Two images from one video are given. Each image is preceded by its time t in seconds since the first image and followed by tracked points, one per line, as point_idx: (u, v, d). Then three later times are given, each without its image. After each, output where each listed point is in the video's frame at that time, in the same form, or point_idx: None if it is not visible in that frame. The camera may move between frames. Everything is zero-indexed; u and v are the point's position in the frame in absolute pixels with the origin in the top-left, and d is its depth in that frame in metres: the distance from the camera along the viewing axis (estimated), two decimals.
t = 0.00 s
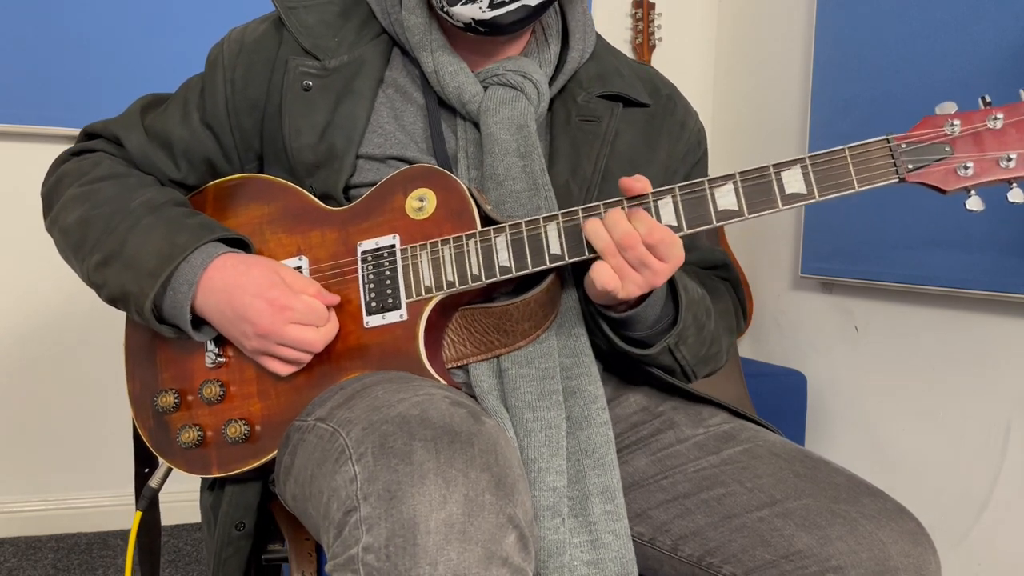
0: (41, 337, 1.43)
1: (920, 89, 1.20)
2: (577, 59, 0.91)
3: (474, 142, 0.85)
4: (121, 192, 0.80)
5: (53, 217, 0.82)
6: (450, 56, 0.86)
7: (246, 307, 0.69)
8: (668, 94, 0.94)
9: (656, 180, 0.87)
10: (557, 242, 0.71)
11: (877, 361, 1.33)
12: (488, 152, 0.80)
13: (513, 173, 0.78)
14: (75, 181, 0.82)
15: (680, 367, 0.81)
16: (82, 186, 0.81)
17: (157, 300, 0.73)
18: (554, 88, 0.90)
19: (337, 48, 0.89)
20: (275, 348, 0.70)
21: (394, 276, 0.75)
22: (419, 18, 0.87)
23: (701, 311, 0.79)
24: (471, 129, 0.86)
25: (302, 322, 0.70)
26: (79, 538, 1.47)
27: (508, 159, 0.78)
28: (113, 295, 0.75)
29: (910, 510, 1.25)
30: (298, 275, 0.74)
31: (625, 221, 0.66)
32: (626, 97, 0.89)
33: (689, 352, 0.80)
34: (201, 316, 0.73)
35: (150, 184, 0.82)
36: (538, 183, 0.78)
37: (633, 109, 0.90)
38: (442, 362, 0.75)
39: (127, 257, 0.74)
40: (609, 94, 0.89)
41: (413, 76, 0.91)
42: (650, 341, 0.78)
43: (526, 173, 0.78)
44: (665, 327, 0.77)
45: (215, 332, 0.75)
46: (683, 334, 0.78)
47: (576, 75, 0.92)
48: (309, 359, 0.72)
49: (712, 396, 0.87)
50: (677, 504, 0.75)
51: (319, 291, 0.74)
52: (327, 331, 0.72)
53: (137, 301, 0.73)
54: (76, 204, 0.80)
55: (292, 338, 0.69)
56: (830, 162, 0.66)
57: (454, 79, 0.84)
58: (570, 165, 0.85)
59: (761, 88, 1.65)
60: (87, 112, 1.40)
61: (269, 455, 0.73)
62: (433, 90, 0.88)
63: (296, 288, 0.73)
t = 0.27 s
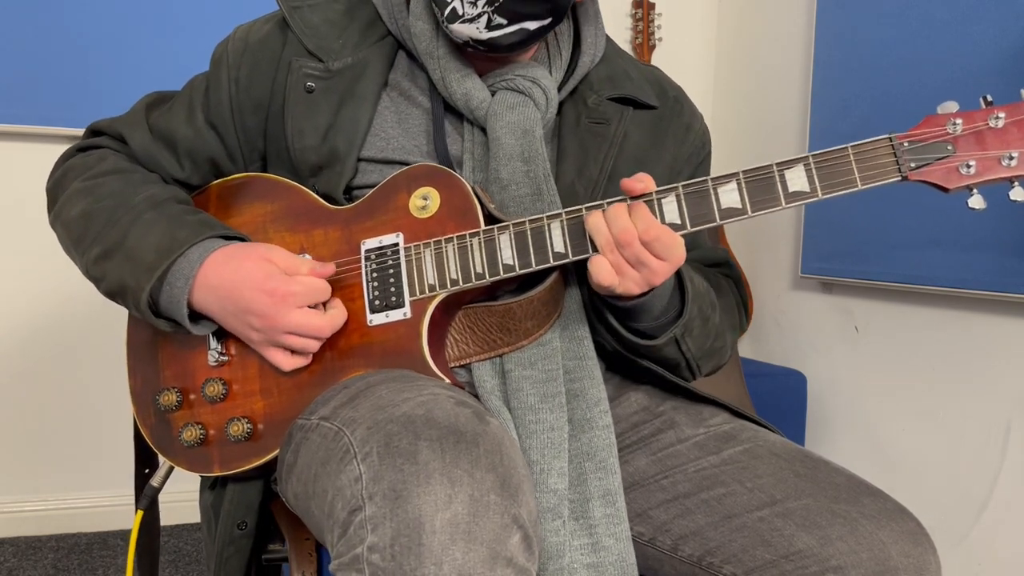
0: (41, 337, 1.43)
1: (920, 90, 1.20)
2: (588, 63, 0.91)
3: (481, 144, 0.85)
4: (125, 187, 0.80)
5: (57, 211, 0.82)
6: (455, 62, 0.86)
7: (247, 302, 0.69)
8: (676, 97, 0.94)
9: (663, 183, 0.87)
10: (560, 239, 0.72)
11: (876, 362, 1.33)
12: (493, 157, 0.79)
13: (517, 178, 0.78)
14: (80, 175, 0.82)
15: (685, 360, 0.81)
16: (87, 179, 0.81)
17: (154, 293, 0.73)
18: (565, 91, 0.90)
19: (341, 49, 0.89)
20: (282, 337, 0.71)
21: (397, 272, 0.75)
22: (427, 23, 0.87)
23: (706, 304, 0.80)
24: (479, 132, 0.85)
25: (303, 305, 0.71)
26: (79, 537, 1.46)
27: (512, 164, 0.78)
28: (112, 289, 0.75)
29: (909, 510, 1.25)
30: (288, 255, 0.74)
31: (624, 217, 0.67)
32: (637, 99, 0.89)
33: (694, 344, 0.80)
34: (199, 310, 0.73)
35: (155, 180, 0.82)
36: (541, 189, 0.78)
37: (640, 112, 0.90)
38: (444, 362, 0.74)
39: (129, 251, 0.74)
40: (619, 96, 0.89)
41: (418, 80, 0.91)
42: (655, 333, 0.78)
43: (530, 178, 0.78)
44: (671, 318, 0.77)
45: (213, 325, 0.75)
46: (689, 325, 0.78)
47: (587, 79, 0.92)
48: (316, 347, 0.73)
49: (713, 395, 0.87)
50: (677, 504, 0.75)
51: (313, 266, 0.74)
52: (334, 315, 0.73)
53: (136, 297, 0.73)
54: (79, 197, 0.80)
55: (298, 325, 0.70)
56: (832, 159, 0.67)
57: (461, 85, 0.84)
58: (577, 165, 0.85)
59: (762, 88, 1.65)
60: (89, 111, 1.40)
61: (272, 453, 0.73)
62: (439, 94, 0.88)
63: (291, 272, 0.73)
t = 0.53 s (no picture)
0: (42, 338, 1.43)
1: (920, 90, 1.19)
2: (587, 66, 0.91)
3: (479, 146, 0.84)
4: (124, 187, 0.80)
5: (55, 211, 0.82)
6: (452, 66, 0.86)
7: (246, 306, 0.69)
8: (677, 99, 0.94)
9: (663, 185, 0.87)
10: (559, 244, 0.72)
11: (877, 362, 1.33)
12: (491, 160, 0.79)
13: (515, 181, 0.78)
14: (78, 175, 0.83)
15: (682, 369, 0.81)
16: (85, 180, 0.81)
17: (154, 294, 0.73)
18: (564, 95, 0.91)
19: (340, 50, 0.89)
20: (279, 342, 0.71)
21: (396, 274, 0.75)
22: (424, 25, 0.88)
23: (704, 315, 0.79)
24: (476, 135, 0.85)
25: (302, 311, 0.71)
26: (80, 538, 1.46)
27: (509, 167, 0.78)
28: (111, 289, 0.75)
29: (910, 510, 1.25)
30: (291, 262, 0.74)
31: (624, 223, 0.66)
32: (636, 102, 0.89)
33: (691, 355, 0.80)
34: (200, 313, 0.73)
35: (153, 180, 0.82)
36: (540, 191, 0.77)
37: (640, 115, 0.90)
38: (442, 363, 0.75)
39: (128, 251, 0.74)
40: (619, 99, 0.89)
41: (416, 81, 0.91)
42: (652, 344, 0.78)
43: (528, 181, 0.78)
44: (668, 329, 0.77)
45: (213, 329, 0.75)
46: (685, 337, 0.78)
47: (586, 82, 0.92)
48: (315, 351, 0.73)
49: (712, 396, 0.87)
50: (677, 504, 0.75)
51: (313, 274, 0.74)
52: (331, 320, 0.72)
53: (135, 298, 0.73)
54: (78, 198, 0.80)
55: (295, 330, 0.70)
56: (833, 168, 0.66)
57: (458, 88, 0.84)
58: (577, 169, 0.85)
59: (762, 88, 1.65)
60: (89, 111, 1.40)
61: (268, 455, 0.73)
62: (437, 97, 0.88)
63: (291, 277, 0.73)
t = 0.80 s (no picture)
0: (42, 338, 1.43)
1: (920, 90, 1.20)
2: (586, 65, 0.91)
3: (478, 146, 0.84)
4: (123, 188, 0.80)
5: (55, 212, 0.82)
6: (448, 65, 0.86)
7: (248, 313, 0.69)
8: (675, 97, 0.94)
9: (660, 183, 0.87)
10: (558, 242, 0.71)
11: (876, 361, 1.33)
12: (488, 160, 0.79)
13: (513, 181, 0.78)
14: (77, 176, 0.83)
15: (682, 359, 0.81)
16: (84, 181, 0.81)
17: (156, 297, 0.73)
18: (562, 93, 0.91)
19: (338, 50, 0.89)
20: (278, 351, 0.70)
21: (395, 274, 0.75)
22: (421, 26, 0.87)
23: (702, 302, 0.79)
24: (474, 134, 0.85)
25: (304, 325, 0.70)
26: (80, 538, 1.46)
27: (507, 167, 0.78)
28: (110, 291, 0.75)
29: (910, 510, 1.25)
30: (298, 278, 0.74)
31: (622, 221, 0.66)
32: (633, 101, 0.89)
33: (690, 343, 0.80)
34: (200, 316, 0.73)
35: (152, 182, 0.82)
36: (538, 190, 0.78)
37: (639, 113, 0.90)
38: (442, 362, 0.75)
39: (128, 252, 0.74)
40: (617, 98, 0.89)
41: (415, 81, 0.91)
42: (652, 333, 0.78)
43: (526, 180, 0.78)
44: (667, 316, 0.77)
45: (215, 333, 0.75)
46: (685, 324, 0.78)
47: (585, 80, 0.92)
48: (312, 362, 0.73)
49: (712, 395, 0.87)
50: (677, 504, 0.75)
51: (319, 291, 0.73)
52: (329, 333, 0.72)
53: (136, 300, 0.73)
54: (77, 199, 0.80)
55: (294, 342, 0.70)
56: (832, 161, 0.66)
57: (455, 87, 0.84)
58: (574, 167, 0.85)
59: (762, 88, 1.65)
60: (89, 111, 1.40)
61: (270, 455, 0.73)
62: (435, 97, 0.88)
63: (297, 291, 0.73)
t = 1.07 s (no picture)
0: (42, 338, 1.43)
1: (920, 90, 1.20)
2: (586, 65, 0.91)
3: (477, 146, 0.84)
4: (123, 189, 0.80)
5: (54, 213, 0.82)
6: (448, 66, 0.86)
7: (246, 313, 0.69)
8: (674, 97, 0.94)
9: (661, 183, 0.87)
10: (558, 244, 0.72)
11: (876, 361, 1.33)
12: (488, 161, 0.79)
13: (513, 182, 0.78)
14: (77, 177, 0.82)
15: (682, 366, 0.81)
16: (84, 182, 0.81)
17: (156, 297, 0.73)
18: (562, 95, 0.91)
19: (338, 50, 0.89)
20: (277, 352, 0.70)
21: (395, 275, 0.75)
22: (421, 26, 0.88)
23: (705, 311, 0.79)
24: (474, 135, 0.85)
25: (303, 325, 0.70)
26: (80, 538, 1.46)
27: (507, 168, 0.78)
28: (110, 291, 0.75)
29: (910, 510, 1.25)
30: (296, 278, 0.74)
31: (623, 222, 0.66)
32: (634, 102, 0.89)
33: (691, 351, 0.80)
34: (200, 317, 0.73)
35: (152, 182, 0.82)
36: (538, 191, 0.78)
37: (639, 114, 0.90)
38: (442, 363, 0.75)
39: (128, 253, 0.74)
40: (616, 99, 0.89)
41: (415, 81, 0.91)
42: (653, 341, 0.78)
43: (525, 181, 0.78)
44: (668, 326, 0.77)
45: (213, 334, 0.75)
46: (687, 334, 0.78)
47: (585, 81, 0.92)
48: (311, 361, 0.73)
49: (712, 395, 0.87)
50: (677, 504, 0.75)
51: (317, 292, 0.74)
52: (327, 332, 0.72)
53: (136, 300, 0.73)
54: (77, 200, 0.80)
55: (293, 342, 0.69)
56: (833, 166, 0.66)
57: (455, 88, 0.84)
58: (575, 168, 0.85)
59: (762, 88, 1.65)
60: (89, 111, 1.40)
61: (269, 455, 0.73)
62: (434, 98, 0.88)
63: (295, 292, 0.73)
